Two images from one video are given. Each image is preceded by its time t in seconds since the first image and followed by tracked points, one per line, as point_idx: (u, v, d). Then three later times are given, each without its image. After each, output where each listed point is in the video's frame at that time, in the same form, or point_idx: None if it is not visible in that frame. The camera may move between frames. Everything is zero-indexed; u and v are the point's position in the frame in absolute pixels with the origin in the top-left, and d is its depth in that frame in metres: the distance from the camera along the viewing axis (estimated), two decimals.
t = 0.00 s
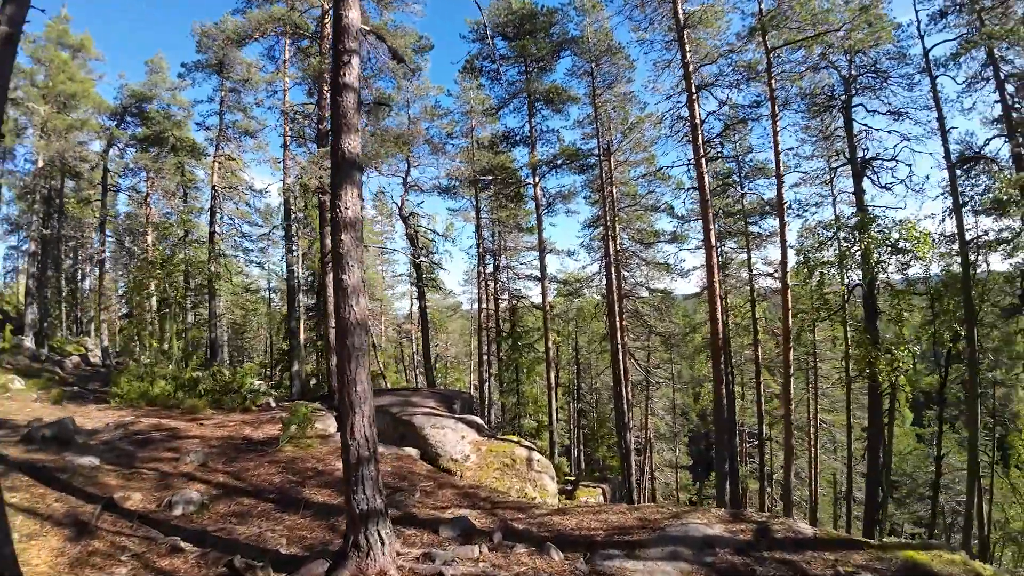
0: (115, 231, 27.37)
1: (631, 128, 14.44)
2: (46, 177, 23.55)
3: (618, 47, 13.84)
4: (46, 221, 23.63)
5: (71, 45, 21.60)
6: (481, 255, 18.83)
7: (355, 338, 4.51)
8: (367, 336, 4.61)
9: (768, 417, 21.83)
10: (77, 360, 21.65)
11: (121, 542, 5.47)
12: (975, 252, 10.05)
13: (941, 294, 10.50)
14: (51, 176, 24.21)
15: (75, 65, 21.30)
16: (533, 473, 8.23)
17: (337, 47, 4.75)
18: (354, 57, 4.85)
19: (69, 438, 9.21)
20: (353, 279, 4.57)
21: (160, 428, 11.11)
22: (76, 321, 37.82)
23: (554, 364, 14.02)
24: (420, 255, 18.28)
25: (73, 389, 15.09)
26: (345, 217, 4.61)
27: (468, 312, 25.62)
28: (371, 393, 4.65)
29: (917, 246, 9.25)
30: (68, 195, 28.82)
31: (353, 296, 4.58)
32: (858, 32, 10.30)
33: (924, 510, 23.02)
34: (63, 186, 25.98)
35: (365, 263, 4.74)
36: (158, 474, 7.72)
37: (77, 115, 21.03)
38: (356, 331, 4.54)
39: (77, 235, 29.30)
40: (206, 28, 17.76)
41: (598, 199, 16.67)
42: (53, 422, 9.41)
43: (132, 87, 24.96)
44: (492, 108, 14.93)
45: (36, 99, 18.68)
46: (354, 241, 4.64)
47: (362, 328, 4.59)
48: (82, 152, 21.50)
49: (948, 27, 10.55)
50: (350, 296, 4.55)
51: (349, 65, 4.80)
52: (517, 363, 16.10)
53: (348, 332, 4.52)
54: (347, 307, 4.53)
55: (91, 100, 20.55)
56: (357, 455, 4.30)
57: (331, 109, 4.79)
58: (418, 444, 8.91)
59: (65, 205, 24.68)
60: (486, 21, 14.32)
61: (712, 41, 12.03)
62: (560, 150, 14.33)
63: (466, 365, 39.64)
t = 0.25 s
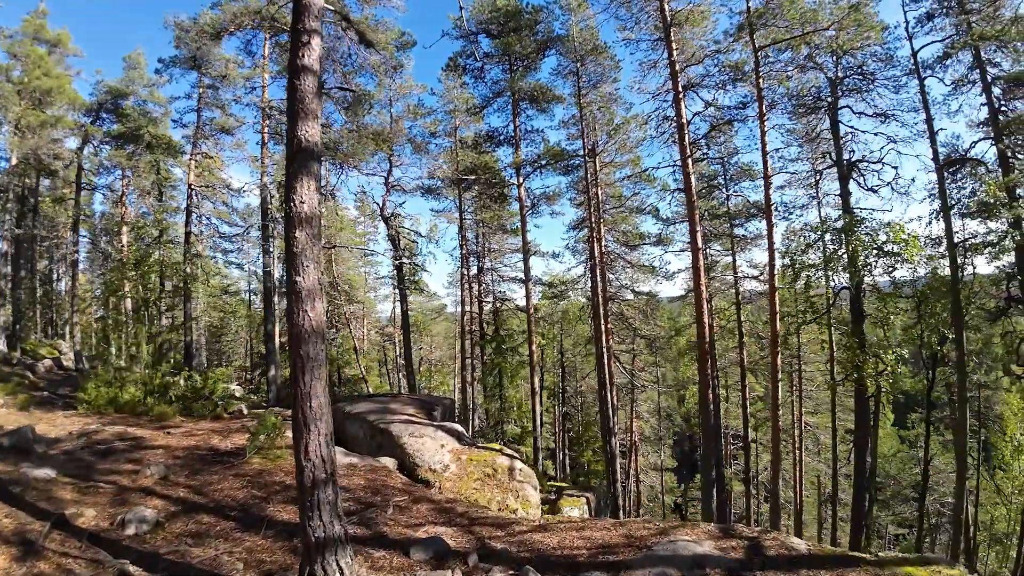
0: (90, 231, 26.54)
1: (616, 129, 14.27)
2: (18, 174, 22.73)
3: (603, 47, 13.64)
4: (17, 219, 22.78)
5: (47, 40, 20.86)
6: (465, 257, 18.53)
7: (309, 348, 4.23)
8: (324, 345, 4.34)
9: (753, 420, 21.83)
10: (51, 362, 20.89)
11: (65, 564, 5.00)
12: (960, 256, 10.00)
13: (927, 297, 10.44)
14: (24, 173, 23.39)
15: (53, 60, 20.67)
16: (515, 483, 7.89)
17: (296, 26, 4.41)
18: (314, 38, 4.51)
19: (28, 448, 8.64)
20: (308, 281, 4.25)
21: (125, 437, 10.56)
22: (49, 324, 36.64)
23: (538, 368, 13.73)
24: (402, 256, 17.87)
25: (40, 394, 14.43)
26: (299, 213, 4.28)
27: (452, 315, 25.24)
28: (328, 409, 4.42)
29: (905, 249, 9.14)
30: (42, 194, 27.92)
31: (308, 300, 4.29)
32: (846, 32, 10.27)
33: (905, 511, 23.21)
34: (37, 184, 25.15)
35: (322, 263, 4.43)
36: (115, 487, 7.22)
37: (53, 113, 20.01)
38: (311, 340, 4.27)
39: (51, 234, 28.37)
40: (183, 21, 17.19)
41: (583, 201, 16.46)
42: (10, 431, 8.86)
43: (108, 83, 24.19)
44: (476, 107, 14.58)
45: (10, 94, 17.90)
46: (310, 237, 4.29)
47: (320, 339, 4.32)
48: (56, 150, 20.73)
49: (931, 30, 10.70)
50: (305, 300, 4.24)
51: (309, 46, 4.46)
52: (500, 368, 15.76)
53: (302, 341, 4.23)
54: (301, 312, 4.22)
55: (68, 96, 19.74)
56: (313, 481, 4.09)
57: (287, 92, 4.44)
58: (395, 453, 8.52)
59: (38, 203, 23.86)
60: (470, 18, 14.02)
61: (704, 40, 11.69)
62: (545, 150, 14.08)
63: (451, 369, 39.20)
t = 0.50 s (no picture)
0: (72, 228, 25.91)
1: (606, 126, 14.09)
2: None
3: (593, 43, 13.43)
4: None
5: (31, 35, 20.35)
6: (453, 256, 18.28)
7: (264, 344, 3.95)
8: (283, 341, 4.08)
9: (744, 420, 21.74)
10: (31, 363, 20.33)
11: (20, 570, 4.61)
12: (953, 254, 9.90)
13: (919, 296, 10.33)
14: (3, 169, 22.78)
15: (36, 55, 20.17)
16: (502, 486, 7.60)
17: None
18: (277, 12, 4.34)
19: None
20: (264, 270, 4.03)
21: (97, 439, 10.14)
22: (31, 324, 35.81)
23: (527, 368, 13.47)
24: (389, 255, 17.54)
25: (14, 395, 13.93)
26: (256, 197, 4.10)
27: (441, 315, 24.94)
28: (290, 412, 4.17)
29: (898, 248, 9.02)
30: (24, 191, 27.28)
31: (266, 293, 4.03)
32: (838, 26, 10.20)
33: (895, 511, 23.25)
34: (18, 180, 24.53)
35: (281, 250, 4.21)
36: (81, 491, 6.84)
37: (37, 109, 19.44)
38: (268, 335, 3.99)
39: (31, 232, 27.67)
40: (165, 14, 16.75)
41: (573, 199, 16.26)
42: None
43: (92, 78, 23.65)
44: (464, 103, 14.29)
45: None
46: (266, 224, 4.11)
47: (280, 336, 4.06)
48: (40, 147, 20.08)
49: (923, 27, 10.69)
50: (262, 292, 3.99)
51: (271, 20, 4.29)
52: (488, 369, 15.50)
53: (257, 336, 3.96)
54: (256, 305, 3.97)
55: (52, 93, 19.16)
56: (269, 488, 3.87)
57: (248, 68, 4.26)
58: (378, 457, 8.22)
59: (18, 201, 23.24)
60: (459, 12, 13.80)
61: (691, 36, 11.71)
62: (534, 146, 13.86)
63: (441, 369, 38.86)
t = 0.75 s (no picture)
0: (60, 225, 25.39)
1: (602, 122, 13.86)
2: None
3: (589, 37, 13.16)
4: None
5: (22, 30, 19.83)
6: (447, 253, 18.00)
7: (226, 344, 3.97)
8: (246, 342, 4.09)
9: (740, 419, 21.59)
10: (17, 363, 19.90)
11: None
12: (954, 252, 9.74)
13: (919, 294, 10.16)
14: None
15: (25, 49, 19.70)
16: (494, 490, 7.34)
17: None
18: None
19: None
20: (226, 264, 4.04)
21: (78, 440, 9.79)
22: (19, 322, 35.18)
23: (521, 367, 13.22)
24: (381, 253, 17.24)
25: None
26: (218, 184, 4.11)
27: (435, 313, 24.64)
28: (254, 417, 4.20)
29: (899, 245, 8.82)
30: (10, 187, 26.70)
31: (228, 288, 4.06)
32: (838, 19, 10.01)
33: (890, 510, 23.20)
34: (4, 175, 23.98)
35: (245, 242, 4.23)
36: (56, 495, 6.53)
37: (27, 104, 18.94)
38: (230, 335, 4.01)
39: (18, 228, 27.09)
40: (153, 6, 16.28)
41: (568, 196, 16.04)
42: None
43: (81, 73, 23.11)
44: (458, 97, 14.00)
45: None
46: (229, 211, 4.13)
47: (243, 336, 4.09)
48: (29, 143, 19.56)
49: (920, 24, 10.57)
50: (224, 287, 4.02)
51: None
52: (481, 368, 15.24)
53: (219, 336, 3.98)
54: (218, 301, 3.99)
55: (42, 88, 18.62)
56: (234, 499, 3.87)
57: (215, 44, 4.21)
58: (366, 459, 7.98)
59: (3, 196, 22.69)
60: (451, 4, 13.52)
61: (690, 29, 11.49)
62: (527, 142, 13.63)
63: (435, 368, 38.56)
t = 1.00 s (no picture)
0: (52, 222, 25.04)
1: (601, 116, 13.61)
2: None
3: (588, 29, 12.87)
4: None
5: (15, 25, 19.52)
6: (443, 250, 17.75)
7: (184, 341, 3.83)
8: (206, 341, 3.96)
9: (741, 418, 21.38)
10: (10, 361, 19.63)
11: None
12: (961, 248, 9.52)
13: (924, 291, 9.93)
14: None
15: (18, 44, 19.38)
16: (489, 491, 7.09)
17: None
18: None
19: None
20: (186, 253, 3.91)
21: (63, 440, 9.53)
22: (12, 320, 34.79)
23: (519, 366, 12.98)
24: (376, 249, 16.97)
25: None
26: (177, 162, 3.96)
27: (432, 311, 24.37)
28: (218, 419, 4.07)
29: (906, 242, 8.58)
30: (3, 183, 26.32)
31: (187, 279, 3.92)
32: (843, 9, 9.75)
33: (890, 509, 23.06)
34: None
35: (206, 230, 4.08)
36: (33, 498, 6.27)
37: (19, 100, 18.65)
38: (188, 331, 3.87)
39: (10, 225, 26.73)
40: None
41: (566, 192, 15.79)
42: None
43: (75, 69, 22.79)
44: (454, 90, 13.75)
45: None
46: (189, 194, 3.96)
47: (204, 333, 3.94)
48: (20, 138, 19.28)
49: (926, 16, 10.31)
50: (181, 278, 3.88)
51: None
52: (477, 367, 15.01)
53: (177, 332, 3.84)
54: (175, 293, 3.86)
55: (34, 83, 18.33)
56: (194, 510, 3.76)
57: (179, 18, 4.11)
58: (357, 460, 7.75)
59: None
60: None
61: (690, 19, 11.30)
62: (524, 136, 13.34)
63: (432, 366, 38.31)
